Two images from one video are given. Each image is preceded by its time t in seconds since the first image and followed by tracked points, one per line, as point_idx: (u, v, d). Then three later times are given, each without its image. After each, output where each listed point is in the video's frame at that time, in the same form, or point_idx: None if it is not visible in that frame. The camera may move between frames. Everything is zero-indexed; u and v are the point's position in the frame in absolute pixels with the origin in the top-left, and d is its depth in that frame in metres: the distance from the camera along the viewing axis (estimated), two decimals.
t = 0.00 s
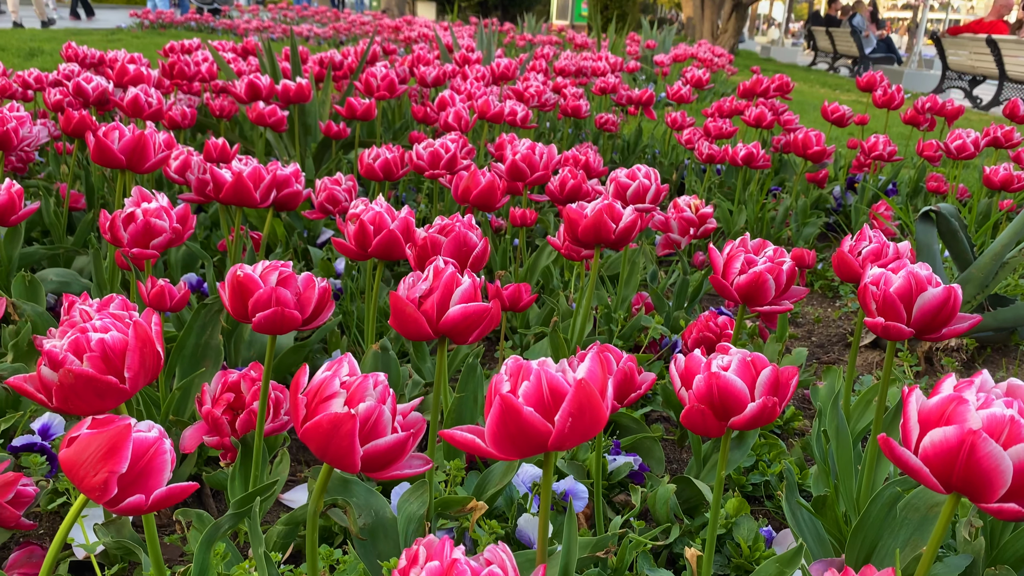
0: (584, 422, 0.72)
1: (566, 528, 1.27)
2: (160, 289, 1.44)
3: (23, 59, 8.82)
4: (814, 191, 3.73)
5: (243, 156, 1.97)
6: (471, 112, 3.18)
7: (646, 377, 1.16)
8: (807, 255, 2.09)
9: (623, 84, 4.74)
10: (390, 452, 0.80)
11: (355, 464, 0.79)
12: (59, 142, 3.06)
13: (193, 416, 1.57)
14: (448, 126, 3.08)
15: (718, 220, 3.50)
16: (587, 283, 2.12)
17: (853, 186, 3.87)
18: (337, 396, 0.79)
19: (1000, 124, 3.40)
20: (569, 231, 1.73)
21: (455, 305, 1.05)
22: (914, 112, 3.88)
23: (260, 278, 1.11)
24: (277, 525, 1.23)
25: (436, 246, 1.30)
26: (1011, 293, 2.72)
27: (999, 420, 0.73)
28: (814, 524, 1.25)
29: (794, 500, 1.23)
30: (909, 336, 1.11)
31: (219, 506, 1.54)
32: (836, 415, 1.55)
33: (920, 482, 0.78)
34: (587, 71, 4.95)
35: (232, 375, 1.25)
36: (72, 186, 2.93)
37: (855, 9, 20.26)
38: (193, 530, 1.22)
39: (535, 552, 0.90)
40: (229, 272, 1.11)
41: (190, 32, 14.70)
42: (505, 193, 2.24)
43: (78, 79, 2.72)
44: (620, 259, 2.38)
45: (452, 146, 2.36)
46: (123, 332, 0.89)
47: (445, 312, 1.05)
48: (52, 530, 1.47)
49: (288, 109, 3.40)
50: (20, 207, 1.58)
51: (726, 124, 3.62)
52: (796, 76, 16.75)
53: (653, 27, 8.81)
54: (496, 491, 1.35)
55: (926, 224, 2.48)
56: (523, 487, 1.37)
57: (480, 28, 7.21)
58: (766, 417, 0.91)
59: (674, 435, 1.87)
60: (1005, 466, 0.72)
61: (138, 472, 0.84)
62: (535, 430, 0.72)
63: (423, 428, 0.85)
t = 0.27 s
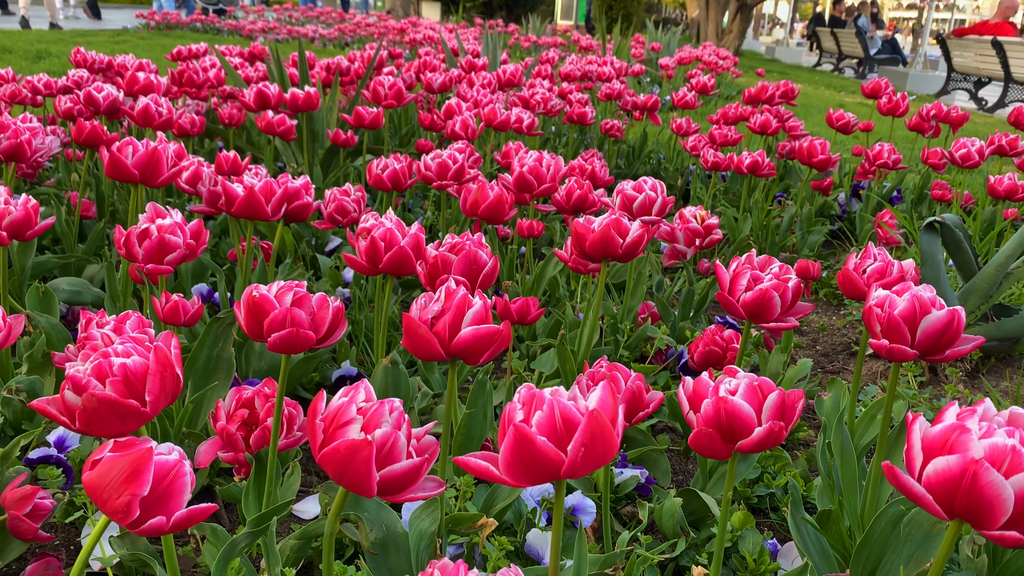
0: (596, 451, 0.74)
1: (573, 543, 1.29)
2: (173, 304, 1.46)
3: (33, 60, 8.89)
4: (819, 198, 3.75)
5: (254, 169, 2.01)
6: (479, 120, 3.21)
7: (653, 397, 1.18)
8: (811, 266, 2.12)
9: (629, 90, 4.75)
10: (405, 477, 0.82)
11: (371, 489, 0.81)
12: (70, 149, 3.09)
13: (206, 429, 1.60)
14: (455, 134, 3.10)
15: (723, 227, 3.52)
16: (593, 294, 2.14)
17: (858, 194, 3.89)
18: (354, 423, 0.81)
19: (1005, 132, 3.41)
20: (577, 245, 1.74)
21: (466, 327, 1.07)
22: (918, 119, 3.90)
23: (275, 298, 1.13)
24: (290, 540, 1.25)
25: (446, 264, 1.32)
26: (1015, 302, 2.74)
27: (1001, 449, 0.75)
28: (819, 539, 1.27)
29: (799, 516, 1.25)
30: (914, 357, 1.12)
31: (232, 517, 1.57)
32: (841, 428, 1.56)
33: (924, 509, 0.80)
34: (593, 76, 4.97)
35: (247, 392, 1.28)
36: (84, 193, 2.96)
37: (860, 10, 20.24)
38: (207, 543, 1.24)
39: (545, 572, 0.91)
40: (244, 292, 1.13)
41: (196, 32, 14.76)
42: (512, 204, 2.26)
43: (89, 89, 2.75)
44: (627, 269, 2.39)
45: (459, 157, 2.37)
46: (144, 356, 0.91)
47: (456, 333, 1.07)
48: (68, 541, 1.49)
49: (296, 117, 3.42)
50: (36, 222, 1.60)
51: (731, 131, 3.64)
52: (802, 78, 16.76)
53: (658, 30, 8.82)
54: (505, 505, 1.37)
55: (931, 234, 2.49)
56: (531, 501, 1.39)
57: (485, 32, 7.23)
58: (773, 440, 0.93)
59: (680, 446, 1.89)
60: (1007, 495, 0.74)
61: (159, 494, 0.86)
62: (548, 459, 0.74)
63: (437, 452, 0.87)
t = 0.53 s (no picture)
0: (599, 470, 0.76)
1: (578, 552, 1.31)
2: (184, 313, 1.48)
3: (41, 60, 8.92)
4: (823, 202, 3.76)
5: (264, 176, 2.04)
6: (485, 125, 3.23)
7: (657, 410, 1.20)
8: (814, 274, 2.15)
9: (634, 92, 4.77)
10: (413, 493, 0.84)
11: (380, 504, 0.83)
12: (80, 152, 3.12)
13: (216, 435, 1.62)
14: (461, 139, 3.12)
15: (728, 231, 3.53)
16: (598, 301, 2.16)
17: (862, 198, 3.90)
18: (363, 439, 0.83)
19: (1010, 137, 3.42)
20: (582, 254, 1.76)
21: (473, 341, 1.09)
22: (924, 122, 3.90)
23: (285, 311, 1.15)
24: (299, 548, 1.28)
25: (453, 276, 1.34)
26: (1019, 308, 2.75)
27: (996, 469, 0.77)
28: (820, 549, 1.28)
29: (800, 526, 1.27)
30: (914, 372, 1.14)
31: (241, 523, 1.59)
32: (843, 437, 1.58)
33: (920, 526, 0.81)
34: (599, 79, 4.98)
35: (257, 402, 1.30)
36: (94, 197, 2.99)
37: (867, 10, 20.19)
38: (217, 552, 1.26)
39: None
40: (255, 305, 1.16)
41: (203, 31, 14.80)
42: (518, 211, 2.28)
43: (99, 94, 2.77)
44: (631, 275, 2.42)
45: (466, 164, 2.39)
46: (158, 372, 0.94)
47: (463, 347, 1.09)
48: (81, 546, 1.52)
49: (304, 120, 3.44)
50: (49, 231, 1.62)
51: (736, 135, 3.66)
52: (808, 78, 16.74)
53: (665, 30, 8.82)
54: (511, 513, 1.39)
55: (934, 240, 2.51)
56: (536, 510, 1.41)
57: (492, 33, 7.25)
58: (773, 456, 0.95)
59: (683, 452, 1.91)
60: (1001, 514, 0.76)
61: (173, 507, 0.88)
62: (553, 478, 0.76)
63: (444, 468, 0.90)
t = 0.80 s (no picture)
0: (619, 508, 0.77)
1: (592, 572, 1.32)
2: (201, 330, 1.49)
3: (52, 57, 8.94)
4: (833, 207, 3.76)
5: (277, 188, 2.05)
6: (496, 130, 3.25)
7: (672, 433, 1.21)
8: (826, 285, 2.17)
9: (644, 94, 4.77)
10: (435, 528, 0.85)
11: (402, 539, 0.84)
12: (93, 158, 3.13)
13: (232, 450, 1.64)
14: (472, 145, 3.13)
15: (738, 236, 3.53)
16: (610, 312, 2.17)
17: (873, 202, 3.90)
18: (384, 473, 0.84)
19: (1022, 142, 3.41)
20: (595, 269, 1.76)
21: (490, 368, 1.09)
22: (935, 126, 3.89)
23: (303, 334, 1.16)
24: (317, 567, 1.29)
25: (468, 297, 1.34)
26: None
27: (1014, 509, 0.77)
28: (832, 569, 1.29)
29: (813, 546, 1.27)
30: (929, 398, 1.14)
31: (257, 538, 1.61)
32: (855, 456, 1.58)
33: (939, 564, 0.82)
34: (608, 80, 4.97)
35: (275, 422, 1.31)
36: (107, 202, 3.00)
37: (876, 5, 20.09)
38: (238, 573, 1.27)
39: None
40: (273, 329, 1.17)
41: (212, 27, 14.80)
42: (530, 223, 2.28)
43: (113, 101, 2.78)
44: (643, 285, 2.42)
45: (477, 173, 2.40)
46: (181, 403, 0.95)
47: (479, 373, 1.10)
48: (99, 560, 1.53)
49: (315, 125, 3.46)
50: (67, 247, 1.63)
51: (747, 139, 3.65)
52: (817, 74, 16.67)
53: (674, 27, 8.80)
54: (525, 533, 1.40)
55: (947, 249, 2.49)
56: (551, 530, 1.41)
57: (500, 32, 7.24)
58: (790, 487, 0.96)
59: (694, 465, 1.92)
60: (1020, 554, 0.76)
61: (196, 539, 0.89)
62: (574, 519, 0.76)
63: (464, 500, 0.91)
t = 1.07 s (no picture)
0: None
1: None
2: (240, 390, 1.48)
3: (64, 57, 8.91)
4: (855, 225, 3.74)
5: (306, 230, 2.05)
6: (519, 151, 3.25)
7: (721, 513, 1.23)
8: (858, 323, 2.15)
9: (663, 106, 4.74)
10: None
11: None
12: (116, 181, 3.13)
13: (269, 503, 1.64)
14: (494, 168, 3.12)
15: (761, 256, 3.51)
16: (641, 350, 2.16)
17: (895, 219, 3.87)
18: None
19: None
20: (631, 318, 1.75)
21: (542, 455, 1.08)
22: (958, 141, 3.86)
23: (350, 414, 1.15)
24: None
25: (511, 364, 1.33)
26: None
27: None
28: None
29: None
30: (986, 482, 1.13)
31: None
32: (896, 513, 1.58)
33: None
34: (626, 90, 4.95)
35: (318, 492, 1.28)
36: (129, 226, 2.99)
37: None
38: None
39: None
40: (320, 408, 1.16)
41: (221, 24, 14.74)
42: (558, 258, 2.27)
43: (136, 128, 2.77)
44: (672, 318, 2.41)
45: (504, 205, 2.39)
46: (236, 505, 0.93)
47: (531, 460, 1.09)
48: None
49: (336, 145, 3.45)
50: (102, 300, 1.63)
51: (769, 157, 3.62)
52: (829, 69, 16.55)
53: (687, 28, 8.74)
54: None
55: (978, 281, 2.47)
56: None
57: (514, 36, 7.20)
58: None
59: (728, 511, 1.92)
60: None
61: None
62: None
63: None
